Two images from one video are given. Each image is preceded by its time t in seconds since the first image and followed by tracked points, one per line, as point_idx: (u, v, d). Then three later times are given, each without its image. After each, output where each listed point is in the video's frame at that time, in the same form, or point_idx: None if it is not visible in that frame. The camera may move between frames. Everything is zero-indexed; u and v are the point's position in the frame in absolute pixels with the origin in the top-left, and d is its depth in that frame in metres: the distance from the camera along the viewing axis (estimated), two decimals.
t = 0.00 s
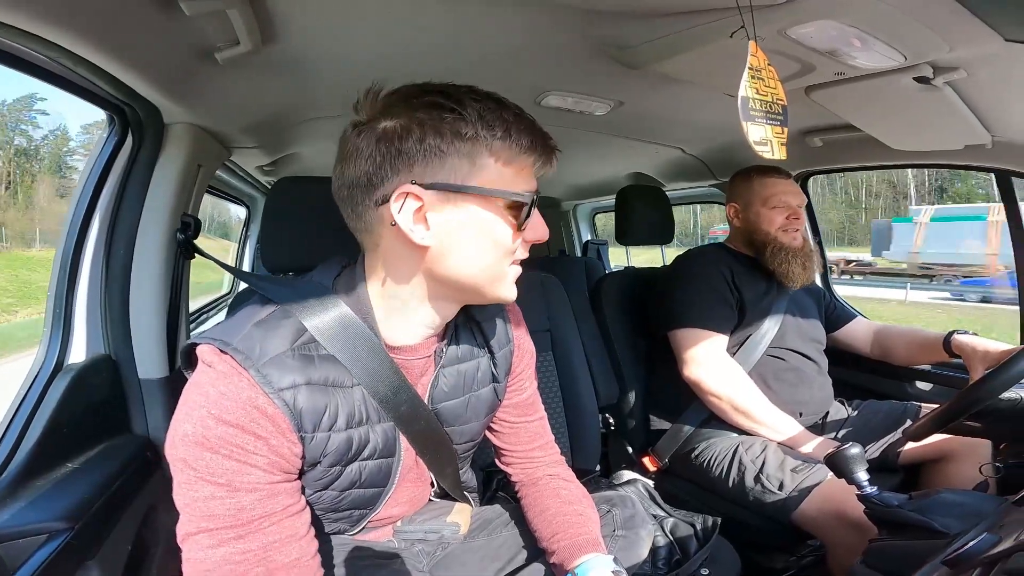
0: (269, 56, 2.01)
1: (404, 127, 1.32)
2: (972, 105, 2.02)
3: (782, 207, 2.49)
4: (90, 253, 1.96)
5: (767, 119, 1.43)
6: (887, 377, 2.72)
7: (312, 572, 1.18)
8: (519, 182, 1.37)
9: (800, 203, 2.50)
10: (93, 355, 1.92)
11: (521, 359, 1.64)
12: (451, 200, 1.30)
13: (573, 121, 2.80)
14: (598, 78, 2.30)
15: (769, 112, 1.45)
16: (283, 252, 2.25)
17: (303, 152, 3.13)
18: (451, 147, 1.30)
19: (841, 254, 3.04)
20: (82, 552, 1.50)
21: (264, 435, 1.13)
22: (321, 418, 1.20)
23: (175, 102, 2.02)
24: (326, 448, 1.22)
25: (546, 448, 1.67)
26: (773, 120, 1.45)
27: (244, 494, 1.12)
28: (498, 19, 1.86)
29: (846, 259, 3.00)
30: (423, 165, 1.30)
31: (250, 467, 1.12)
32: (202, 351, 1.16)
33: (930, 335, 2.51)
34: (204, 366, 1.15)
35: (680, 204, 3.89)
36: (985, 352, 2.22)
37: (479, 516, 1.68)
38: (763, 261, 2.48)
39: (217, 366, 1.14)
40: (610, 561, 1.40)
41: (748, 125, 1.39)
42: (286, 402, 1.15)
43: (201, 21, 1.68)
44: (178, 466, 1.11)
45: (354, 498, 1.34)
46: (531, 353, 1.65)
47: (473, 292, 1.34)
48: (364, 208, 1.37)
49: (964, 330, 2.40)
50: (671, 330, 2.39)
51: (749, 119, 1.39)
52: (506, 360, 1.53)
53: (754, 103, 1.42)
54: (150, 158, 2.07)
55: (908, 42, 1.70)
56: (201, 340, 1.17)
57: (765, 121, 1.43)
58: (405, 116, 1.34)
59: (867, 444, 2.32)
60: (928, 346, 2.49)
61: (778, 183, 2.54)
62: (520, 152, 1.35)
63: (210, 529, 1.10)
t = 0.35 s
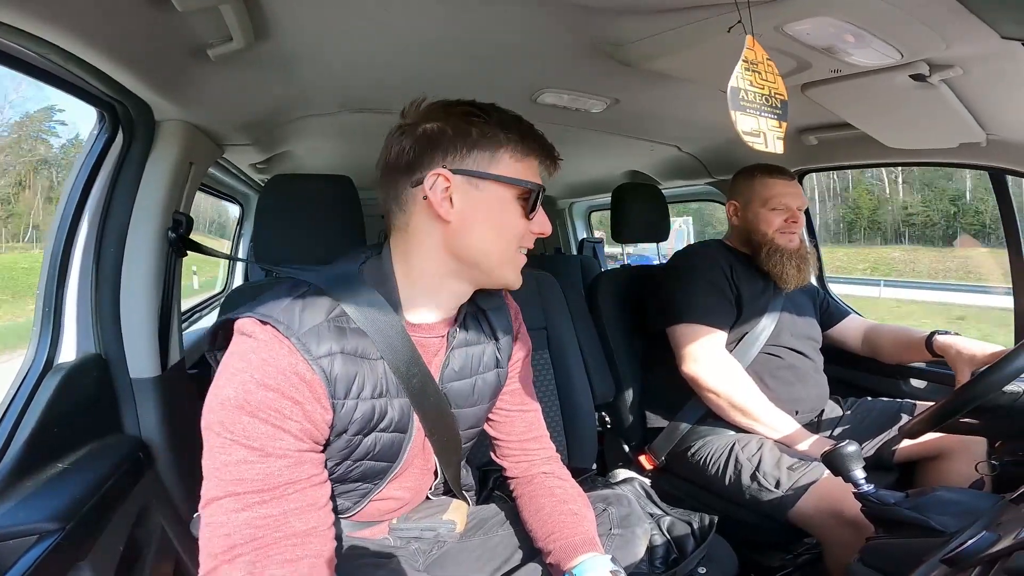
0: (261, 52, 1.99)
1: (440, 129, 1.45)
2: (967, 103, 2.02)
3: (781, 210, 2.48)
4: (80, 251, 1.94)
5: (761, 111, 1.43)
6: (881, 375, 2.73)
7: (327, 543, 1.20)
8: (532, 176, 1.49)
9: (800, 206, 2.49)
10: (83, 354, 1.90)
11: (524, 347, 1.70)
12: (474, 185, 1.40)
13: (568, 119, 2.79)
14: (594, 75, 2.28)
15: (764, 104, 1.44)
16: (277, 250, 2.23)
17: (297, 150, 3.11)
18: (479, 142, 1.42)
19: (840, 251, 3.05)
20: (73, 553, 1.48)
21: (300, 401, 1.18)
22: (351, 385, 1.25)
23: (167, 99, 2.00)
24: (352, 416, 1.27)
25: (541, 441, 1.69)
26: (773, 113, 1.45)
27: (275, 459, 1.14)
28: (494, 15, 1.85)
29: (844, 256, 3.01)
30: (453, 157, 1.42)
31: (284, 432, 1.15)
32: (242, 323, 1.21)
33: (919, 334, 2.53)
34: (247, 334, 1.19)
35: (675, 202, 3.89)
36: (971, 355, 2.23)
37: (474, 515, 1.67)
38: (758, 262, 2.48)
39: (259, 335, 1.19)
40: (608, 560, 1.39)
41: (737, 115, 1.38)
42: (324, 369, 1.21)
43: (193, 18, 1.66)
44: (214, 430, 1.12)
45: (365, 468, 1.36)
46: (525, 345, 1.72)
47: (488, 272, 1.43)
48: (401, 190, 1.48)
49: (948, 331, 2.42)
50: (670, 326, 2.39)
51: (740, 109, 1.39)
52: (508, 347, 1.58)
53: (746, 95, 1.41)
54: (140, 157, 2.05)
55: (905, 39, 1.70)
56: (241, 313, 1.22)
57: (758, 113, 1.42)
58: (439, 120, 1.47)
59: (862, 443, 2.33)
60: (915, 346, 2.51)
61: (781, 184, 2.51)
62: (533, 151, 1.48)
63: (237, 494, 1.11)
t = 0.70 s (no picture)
0: (254, 50, 1.97)
1: (455, 142, 1.53)
2: (960, 101, 2.02)
3: (779, 212, 2.48)
4: (70, 251, 1.92)
5: (756, 110, 1.42)
6: (876, 373, 2.75)
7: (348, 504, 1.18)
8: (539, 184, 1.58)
9: (799, 210, 2.49)
10: (75, 355, 1.88)
11: (524, 343, 1.77)
12: (486, 187, 1.49)
13: (564, 118, 2.78)
14: (589, 73, 2.27)
15: (758, 103, 1.43)
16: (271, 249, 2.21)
17: (291, 149, 3.10)
18: (491, 153, 1.51)
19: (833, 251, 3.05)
20: (66, 555, 1.48)
21: (341, 364, 1.20)
22: (385, 356, 1.28)
23: (159, 98, 1.98)
24: (378, 385, 1.27)
25: (534, 435, 1.69)
26: (767, 112, 1.44)
27: (313, 416, 1.13)
28: (489, 14, 1.84)
29: (837, 254, 3.02)
30: (467, 165, 1.50)
31: (323, 392, 1.16)
32: (285, 300, 1.25)
33: (916, 332, 2.54)
34: (296, 302, 1.23)
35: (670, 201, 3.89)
36: (970, 351, 2.24)
37: (469, 515, 1.67)
38: (752, 265, 2.49)
39: (308, 304, 1.23)
40: (603, 558, 1.38)
41: (733, 114, 1.38)
42: (363, 339, 1.24)
43: (185, 16, 1.64)
44: (259, 384, 1.13)
45: (377, 444, 1.35)
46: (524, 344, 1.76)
47: (497, 267, 1.50)
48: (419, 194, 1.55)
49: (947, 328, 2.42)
50: (661, 327, 2.39)
51: (736, 109, 1.39)
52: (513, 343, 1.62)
53: (742, 93, 1.41)
54: (131, 155, 2.03)
55: (899, 37, 1.70)
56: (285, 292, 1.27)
57: (753, 112, 1.42)
58: (455, 134, 1.55)
59: (857, 441, 2.34)
60: (913, 344, 2.52)
61: (783, 186, 2.51)
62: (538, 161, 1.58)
63: (273, 447, 1.10)
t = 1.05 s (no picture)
0: (253, 50, 1.97)
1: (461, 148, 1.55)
2: (956, 102, 2.03)
3: (777, 212, 2.49)
4: (69, 250, 1.92)
5: (752, 111, 1.43)
6: (871, 372, 2.76)
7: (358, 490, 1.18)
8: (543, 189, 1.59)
9: (797, 210, 2.50)
10: (74, 354, 1.89)
11: (524, 345, 1.78)
12: (490, 191, 1.50)
13: (562, 117, 2.79)
14: (587, 73, 2.28)
15: (754, 104, 1.44)
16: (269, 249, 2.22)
17: (289, 148, 3.10)
18: (496, 158, 1.52)
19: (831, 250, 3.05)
20: (65, 554, 1.48)
21: (354, 354, 1.22)
22: (396, 349, 1.30)
23: (157, 97, 1.98)
24: (387, 377, 1.29)
25: (533, 433, 1.70)
26: (761, 113, 1.45)
27: (328, 403, 1.15)
28: (487, 14, 1.85)
29: (835, 253, 3.02)
30: (471, 168, 1.52)
31: (337, 381, 1.17)
32: (301, 294, 1.27)
33: (910, 331, 2.55)
34: (312, 295, 1.25)
35: (668, 200, 3.90)
36: (963, 353, 2.25)
37: (467, 513, 1.68)
38: (749, 264, 2.49)
39: (324, 297, 1.25)
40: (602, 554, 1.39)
41: (733, 114, 1.37)
42: (376, 331, 1.26)
43: (184, 16, 1.64)
44: (276, 372, 1.14)
45: (382, 438, 1.36)
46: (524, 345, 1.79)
47: (500, 271, 1.51)
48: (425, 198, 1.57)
49: (937, 328, 2.45)
50: (659, 325, 2.40)
51: (735, 108, 1.38)
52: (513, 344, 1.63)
53: (740, 93, 1.41)
54: (130, 154, 2.04)
55: (896, 38, 1.71)
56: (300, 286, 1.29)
57: (750, 112, 1.43)
58: (462, 142, 1.57)
59: (853, 439, 2.36)
60: (906, 343, 2.54)
61: (781, 187, 2.51)
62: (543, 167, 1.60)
63: (288, 433, 1.10)
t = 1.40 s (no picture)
0: (258, 52, 1.98)
1: (447, 146, 1.56)
2: (963, 101, 2.02)
3: (788, 210, 2.50)
4: (77, 252, 1.94)
5: (760, 111, 1.42)
6: (879, 373, 2.74)
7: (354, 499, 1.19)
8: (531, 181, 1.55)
9: (807, 208, 2.52)
10: (81, 355, 1.90)
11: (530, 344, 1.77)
12: (473, 188, 1.50)
13: (566, 118, 2.78)
14: (591, 74, 2.28)
15: (762, 104, 1.43)
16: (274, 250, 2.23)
17: (295, 150, 3.11)
18: (478, 152, 1.52)
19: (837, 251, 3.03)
20: (72, 553, 1.49)
21: (343, 361, 1.22)
22: (388, 354, 1.29)
23: (163, 100, 2.00)
24: (381, 383, 1.29)
25: (538, 436, 1.69)
26: (769, 114, 1.45)
27: (317, 412, 1.15)
28: (491, 15, 1.85)
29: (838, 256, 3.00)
30: (455, 165, 1.53)
31: (327, 389, 1.18)
32: (292, 299, 1.28)
33: (917, 333, 2.54)
34: (300, 303, 1.26)
35: (673, 201, 3.89)
36: (970, 354, 2.25)
37: (472, 515, 1.67)
38: (760, 264, 2.48)
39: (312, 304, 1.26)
40: (611, 553, 1.39)
41: (741, 115, 1.37)
42: (366, 336, 1.26)
43: (190, 18, 1.65)
44: (264, 383, 1.15)
45: (381, 443, 1.36)
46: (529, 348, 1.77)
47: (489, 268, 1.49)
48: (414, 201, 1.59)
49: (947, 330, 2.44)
50: (664, 326, 2.39)
51: (743, 109, 1.38)
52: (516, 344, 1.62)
53: (748, 94, 1.40)
54: (137, 157, 2.05)
55: (901, 37, 1.70)
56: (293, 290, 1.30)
57: (758, 113, 1.42)
58: (448, 139, 1.58)
59: (861, 441, 2.34)
60: (913, 344, 2.53)
61: (790, 185, 2.53)
62: (531, 158, 1.56)
63: (279, 445, 1.11)
